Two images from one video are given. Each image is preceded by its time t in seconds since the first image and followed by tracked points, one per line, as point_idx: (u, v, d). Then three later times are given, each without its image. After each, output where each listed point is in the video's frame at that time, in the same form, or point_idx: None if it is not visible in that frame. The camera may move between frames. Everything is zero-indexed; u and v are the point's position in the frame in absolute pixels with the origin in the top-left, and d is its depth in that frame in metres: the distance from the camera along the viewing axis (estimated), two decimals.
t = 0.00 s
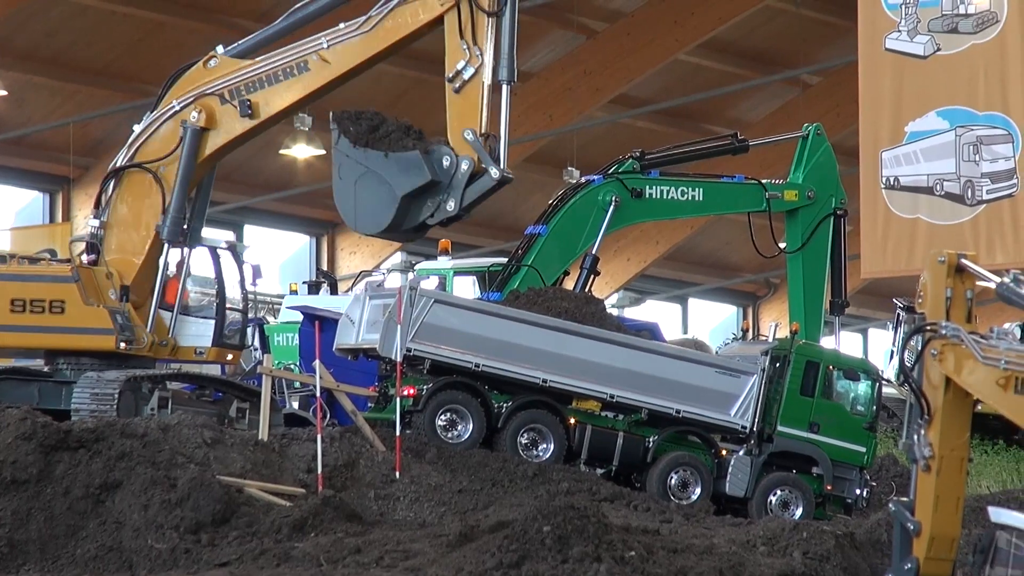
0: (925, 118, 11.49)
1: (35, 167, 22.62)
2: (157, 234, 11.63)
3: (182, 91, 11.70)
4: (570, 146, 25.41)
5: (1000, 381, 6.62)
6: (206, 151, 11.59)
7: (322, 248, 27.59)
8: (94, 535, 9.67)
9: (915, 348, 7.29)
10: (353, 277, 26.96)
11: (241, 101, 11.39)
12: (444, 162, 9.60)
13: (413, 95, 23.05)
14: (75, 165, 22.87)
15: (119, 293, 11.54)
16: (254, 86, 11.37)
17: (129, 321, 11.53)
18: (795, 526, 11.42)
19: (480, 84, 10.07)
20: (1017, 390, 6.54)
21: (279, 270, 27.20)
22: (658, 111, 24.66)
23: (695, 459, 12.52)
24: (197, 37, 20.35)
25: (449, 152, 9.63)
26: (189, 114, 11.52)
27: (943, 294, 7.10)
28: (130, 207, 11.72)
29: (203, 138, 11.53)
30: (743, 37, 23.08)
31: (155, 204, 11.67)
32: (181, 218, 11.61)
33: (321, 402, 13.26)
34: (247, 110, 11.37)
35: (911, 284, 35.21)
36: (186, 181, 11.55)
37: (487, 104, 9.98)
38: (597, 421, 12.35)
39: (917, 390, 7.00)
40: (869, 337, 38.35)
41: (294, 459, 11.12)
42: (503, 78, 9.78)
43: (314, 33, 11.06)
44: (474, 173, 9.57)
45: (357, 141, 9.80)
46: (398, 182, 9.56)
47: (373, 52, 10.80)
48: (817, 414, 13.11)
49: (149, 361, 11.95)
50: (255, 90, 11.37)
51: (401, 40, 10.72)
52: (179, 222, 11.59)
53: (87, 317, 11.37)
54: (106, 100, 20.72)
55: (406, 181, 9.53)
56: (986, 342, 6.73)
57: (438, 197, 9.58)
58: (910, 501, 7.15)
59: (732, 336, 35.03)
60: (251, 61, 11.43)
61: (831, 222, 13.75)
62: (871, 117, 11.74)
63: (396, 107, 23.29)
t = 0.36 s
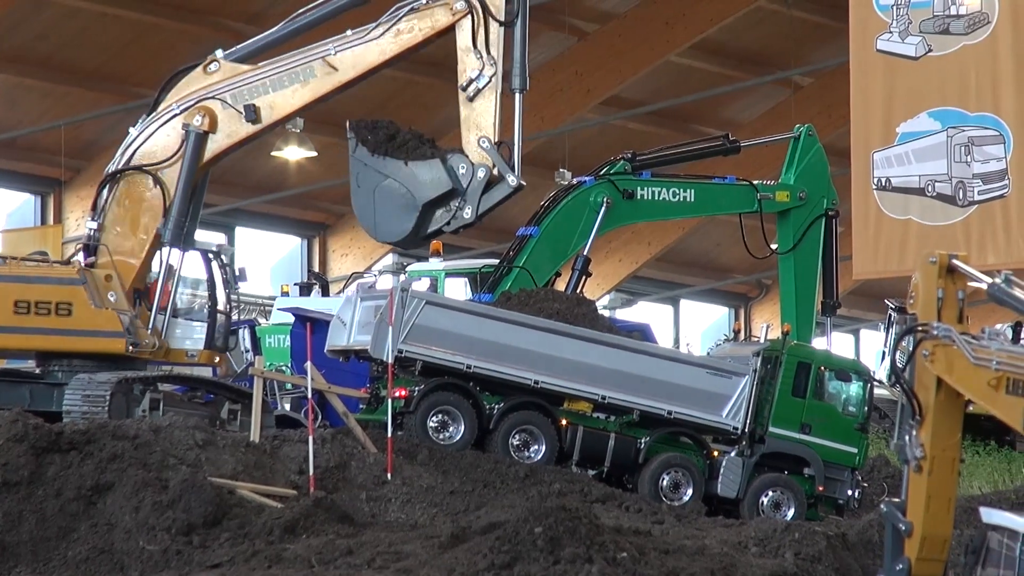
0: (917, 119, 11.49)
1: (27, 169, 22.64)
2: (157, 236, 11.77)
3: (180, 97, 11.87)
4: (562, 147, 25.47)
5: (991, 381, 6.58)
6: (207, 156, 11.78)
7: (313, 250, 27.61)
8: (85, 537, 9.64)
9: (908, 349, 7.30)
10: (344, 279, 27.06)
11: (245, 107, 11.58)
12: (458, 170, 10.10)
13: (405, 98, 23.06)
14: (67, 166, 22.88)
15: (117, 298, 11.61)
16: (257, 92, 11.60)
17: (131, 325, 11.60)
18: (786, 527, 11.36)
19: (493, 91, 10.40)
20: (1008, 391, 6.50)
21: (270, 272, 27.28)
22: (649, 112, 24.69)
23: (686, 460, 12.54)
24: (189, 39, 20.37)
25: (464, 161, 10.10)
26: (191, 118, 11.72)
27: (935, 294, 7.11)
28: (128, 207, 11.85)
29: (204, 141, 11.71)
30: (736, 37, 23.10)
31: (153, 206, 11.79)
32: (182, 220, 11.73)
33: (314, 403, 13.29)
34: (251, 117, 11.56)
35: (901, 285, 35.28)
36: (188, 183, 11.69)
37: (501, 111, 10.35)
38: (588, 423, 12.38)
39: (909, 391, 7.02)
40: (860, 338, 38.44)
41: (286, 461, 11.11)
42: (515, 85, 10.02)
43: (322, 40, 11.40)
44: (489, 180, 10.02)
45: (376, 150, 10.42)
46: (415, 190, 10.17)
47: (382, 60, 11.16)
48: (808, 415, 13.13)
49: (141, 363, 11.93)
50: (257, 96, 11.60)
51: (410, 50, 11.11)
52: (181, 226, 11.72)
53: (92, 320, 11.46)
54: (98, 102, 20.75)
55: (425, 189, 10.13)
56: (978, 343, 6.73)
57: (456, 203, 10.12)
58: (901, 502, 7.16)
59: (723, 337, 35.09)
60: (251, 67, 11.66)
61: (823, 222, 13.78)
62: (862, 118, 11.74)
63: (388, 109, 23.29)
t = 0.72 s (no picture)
0: (910, 117, 11.50)
1: (20, 168, 22.69)
2: (157, 237, 11.82)
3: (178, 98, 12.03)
4: (554, 146, 25.54)
5: (983, 379, 6.65)
6: (207, 157, 12.01)
7: (306, 249, 27.66)
8: (78, 536, 9.63)
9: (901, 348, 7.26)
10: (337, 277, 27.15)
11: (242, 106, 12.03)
12: (466, 174, 12.20)
13: (398, 97, 23.09)
14: (59, 166, 22.92)
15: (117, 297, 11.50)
16: (255, 93, 12.09)
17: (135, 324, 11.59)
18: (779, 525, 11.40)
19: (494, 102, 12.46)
20: (1001, 390, 6.57)
21: (262, 271, 27.40)
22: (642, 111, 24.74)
23: (679, 458, 12.57)
24: (181, 39, 20.41)
25: (471, 167, 12.22)
26: (193, 118, 11.93)
27: (927, 292, 7.06)
28: (125, 208, 11.86)
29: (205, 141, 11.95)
30: (728, 36, 23.13)
31: (153, 205, 11.85)
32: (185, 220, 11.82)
33: (306, 402, 13.32)
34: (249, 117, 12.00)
35: (894, 283, 35.33)
36: (193, 181, 11.86)
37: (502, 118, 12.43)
38: (581, 421, 12.38)
39: (902, 389, 6.99)
40: (853, 336, 38.52)
41: (279, 460, 11.09)
42: (518, 92, 12.17)
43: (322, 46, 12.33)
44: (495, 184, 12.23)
45: (390, 157, 12.33)
46: (428, 191, 12.20)
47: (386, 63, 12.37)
48: (801, 413, 13.16)
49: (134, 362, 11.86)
50: (256, 96, 12.08)
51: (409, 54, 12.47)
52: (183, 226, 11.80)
53: (104, 319, 11.37)
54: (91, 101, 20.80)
55: (439, 191, 12.14)
56: (970, 341, 6.77)
57: (463, 206, 12.23)
58: (894, 499, 7.15)
59: (716, 335, 35.17)
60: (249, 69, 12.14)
61: (816, 221, 13.85)
62: (854, 118, 11.78)
63: (381, 107, 23.33)
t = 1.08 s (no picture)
0: (904, 114, 11.46)
1: (15, 168, 22.72)
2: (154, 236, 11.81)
3: (177, 96, 11.96)
4: (547, 143, 25.60)
5: (979, 374, 6.57)
6: (204, 156, 11.98)
7: (300, 247, 27.69)
8: (73, 534, 9.59)
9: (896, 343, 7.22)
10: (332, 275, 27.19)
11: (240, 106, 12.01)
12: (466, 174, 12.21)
13: (391, 94, 23.12)
14: (54, 165, 22.95)
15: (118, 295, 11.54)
16: (252, 93, 12.08)
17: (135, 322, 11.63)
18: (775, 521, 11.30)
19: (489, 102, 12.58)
20: (997, 384, 6.47)
21: (256, 270, 27.56)
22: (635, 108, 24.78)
23: (674, 454, 12.62)
24: (174, 37, 20.43)
25: (470, 167, 12.25)
26: (192, 117, 11.88)
27: (922, 288, 7.13)
28: (121, 206, 11.77)
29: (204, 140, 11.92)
30: (722, 33, 23.15)
31: (150, 204, 11.81)
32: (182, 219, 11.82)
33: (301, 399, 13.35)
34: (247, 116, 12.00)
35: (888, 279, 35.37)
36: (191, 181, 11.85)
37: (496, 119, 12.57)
38: (576, 418, 12.42)
39: (897, 384, 6.99)
40: (848, 333, 38.56)
41: (273, 457, 11.06)
42: (512, 94, 12.16)
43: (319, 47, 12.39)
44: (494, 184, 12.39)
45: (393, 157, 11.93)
46: (433, 193, 12.08)
47: (383, 64, 12.51)
48: (796, 410, 13.16)
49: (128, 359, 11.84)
50: (252, 96, 12.08)
51: (404, 54, 12.61)
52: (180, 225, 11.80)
53: (107, 316, 11.43)
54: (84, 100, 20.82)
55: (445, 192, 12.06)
56: (965, 336, 6.71)
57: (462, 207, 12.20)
58: (890, 495, 7.17)
59: (711, 332, 35.20)
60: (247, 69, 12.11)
61: (811, 217, 13.93)
62: (849, 115, 11.69)
63: (374, 104, 23.37)
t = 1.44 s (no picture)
0: (899, 113, 11.45)
1: (10, 167, 22.73)
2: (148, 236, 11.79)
3: (173, 96, 11.89)
4: (543, 143, 25.62)
5: (974, 373, 6.54)
6: (200, 156, 11.98)
7: (296, 246, 27.71)
8: (68, 534, 9.57)
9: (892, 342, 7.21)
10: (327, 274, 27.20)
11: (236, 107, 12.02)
12: (461, 175, 12.22)
13: (386, 94, 23.13)
14: (49, 164, 22.96)
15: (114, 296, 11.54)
16: (247, 93, 12.09)
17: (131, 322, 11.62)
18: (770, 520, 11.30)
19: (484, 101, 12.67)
20: (991, 382, 6.45)
21: (251, 269, 27.54)
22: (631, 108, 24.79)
23: (669, 453, 12.60)
24: (170, 37, 20.44)
25: (467, 168, 12.28)
26: (188, 117, 11.84)
27: (916, 287, 7.10)
28: (116, 206, 11.72)
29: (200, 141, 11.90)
30: (717, 32, 23.16)
31: (146, 205, 11.76)
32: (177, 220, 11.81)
33: (296, 400, 13.36)
34: (244, 117, 12.02)
35: (883, 278, 35.40)
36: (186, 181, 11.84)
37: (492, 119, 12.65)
38: (571, 417, 12.41)
39: (892, 383, 7.00)
40: (843, 332, 38.62)
41: (269, 457, 11.07)
42: (506, 94, 12.13)
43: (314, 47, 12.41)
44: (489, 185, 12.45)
45: (391, 158, 11.85)
46: (430, 193, 12.00)
47: (377, 65, 12.58)
48: (790, 409, 13.18)
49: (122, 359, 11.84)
50: (248, 97, 12.09)
51: (399, 55, 12.70)
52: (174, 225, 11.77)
53: (106, 316, 11.41)
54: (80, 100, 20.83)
55: (442, 193, 12.06)
56: (959, 335, 6.71)
57: (458, 208, 12.26)
58: (884, 494, 7.15)
59: (707, 331, 35.25)
60: (243, 69, 12.10)
61: (805, 216, 14.00)
62: (844, 114, 11.65)
63: (369, 104, 23.38)
